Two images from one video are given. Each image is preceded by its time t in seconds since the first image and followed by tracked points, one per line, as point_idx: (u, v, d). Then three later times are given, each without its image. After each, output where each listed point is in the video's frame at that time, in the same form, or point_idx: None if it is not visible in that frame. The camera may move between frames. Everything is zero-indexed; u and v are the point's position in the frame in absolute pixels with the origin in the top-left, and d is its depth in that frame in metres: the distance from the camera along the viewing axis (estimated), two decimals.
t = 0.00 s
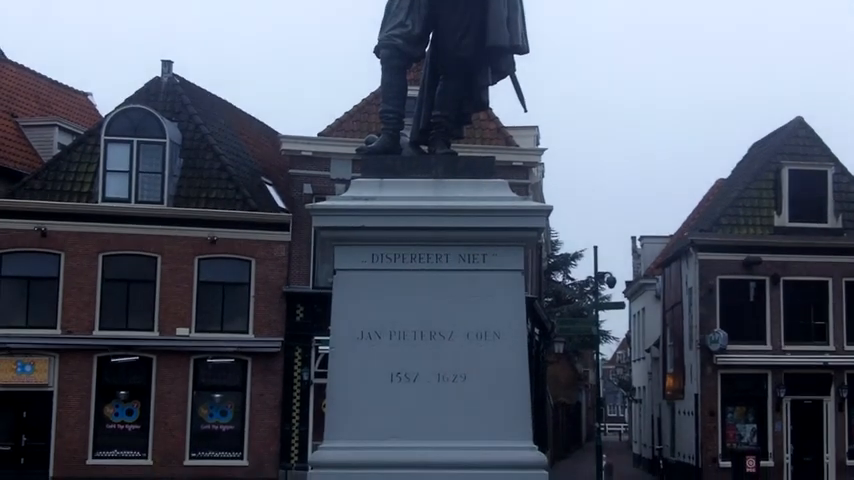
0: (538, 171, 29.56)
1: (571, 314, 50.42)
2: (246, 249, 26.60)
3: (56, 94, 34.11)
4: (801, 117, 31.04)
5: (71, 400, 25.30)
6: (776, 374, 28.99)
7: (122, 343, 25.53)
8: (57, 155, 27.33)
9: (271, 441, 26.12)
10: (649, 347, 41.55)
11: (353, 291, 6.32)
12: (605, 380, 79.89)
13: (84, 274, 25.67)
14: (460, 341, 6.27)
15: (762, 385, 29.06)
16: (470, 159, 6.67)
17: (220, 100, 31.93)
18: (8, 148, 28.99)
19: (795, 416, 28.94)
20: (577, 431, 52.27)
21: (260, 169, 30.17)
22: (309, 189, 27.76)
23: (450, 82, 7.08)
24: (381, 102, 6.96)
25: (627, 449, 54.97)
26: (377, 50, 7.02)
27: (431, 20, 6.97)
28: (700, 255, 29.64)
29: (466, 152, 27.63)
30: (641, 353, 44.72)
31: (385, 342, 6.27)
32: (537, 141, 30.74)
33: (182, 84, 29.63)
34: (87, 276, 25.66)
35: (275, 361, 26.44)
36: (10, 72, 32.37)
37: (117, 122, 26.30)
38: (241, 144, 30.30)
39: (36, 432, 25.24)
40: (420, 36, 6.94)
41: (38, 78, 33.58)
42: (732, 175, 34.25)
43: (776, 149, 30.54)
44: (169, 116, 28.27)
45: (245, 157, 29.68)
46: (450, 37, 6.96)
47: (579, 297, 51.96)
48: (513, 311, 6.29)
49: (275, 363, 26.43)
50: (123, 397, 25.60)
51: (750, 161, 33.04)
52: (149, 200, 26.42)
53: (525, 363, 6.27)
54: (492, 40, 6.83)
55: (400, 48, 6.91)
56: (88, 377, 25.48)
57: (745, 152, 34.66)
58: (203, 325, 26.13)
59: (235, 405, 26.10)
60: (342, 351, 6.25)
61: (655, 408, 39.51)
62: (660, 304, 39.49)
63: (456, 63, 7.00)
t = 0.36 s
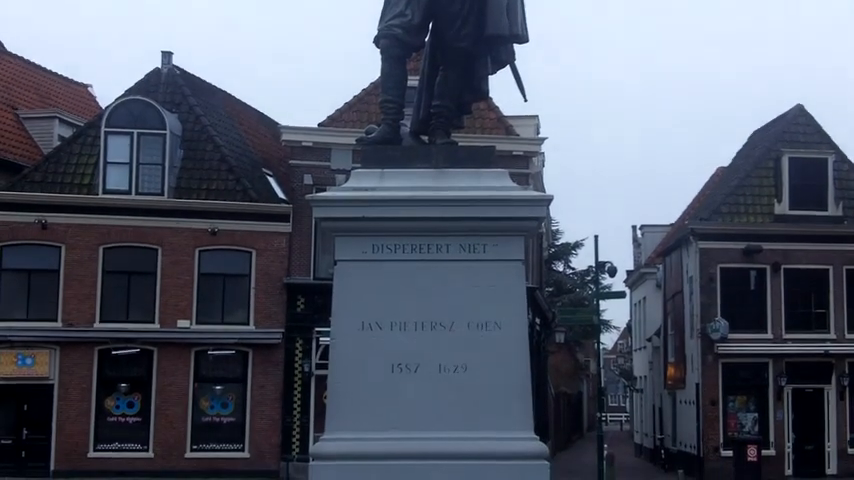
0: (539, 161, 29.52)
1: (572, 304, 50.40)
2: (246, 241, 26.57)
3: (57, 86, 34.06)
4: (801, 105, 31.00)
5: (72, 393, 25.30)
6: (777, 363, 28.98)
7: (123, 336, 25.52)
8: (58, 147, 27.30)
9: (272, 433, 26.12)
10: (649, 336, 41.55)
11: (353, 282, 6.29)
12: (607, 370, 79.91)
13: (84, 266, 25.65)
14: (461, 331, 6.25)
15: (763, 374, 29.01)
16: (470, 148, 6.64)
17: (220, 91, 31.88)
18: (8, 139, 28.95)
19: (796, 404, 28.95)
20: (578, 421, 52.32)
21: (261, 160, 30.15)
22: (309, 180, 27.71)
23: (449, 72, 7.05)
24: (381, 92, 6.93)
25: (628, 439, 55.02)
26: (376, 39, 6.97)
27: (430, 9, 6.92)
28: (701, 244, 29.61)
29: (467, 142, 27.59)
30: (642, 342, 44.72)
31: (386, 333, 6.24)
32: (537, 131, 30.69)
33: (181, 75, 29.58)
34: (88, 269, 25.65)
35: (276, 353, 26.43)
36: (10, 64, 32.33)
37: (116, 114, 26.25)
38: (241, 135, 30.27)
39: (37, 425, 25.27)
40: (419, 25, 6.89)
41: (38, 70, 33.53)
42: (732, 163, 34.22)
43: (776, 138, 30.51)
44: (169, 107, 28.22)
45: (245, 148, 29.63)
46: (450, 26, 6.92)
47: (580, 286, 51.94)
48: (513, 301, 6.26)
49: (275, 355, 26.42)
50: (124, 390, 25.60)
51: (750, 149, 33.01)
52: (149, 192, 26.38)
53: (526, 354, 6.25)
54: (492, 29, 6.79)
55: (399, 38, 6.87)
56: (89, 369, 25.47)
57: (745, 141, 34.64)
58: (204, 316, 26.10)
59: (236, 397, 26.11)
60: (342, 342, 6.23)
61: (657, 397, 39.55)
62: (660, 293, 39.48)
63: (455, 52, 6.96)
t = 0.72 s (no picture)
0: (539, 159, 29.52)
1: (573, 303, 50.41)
2: (247, 240, 26.58)
3: (57, 85, 34.10)
4: (801, 103, 31.00)
5: (73, 392, 25.31)
6: (778, 361, 28.99)
7: (124, 334, 25.52)
8: (58, 146, 27.30)
9: (274, 432, 26.11)
10: (650, 334, 41.57)
11: (354, 281, 6.31)
12: (608, 368, 79.92)
13: (85, 265, 25.67)
14: (462, 329, 6.26)
15: (764, 371, 29.03)
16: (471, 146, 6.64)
17: (220, 90, 31.88)
18: (8, 138, 28.96)
19: (797, 402, 28.93)
20: (580, 419, 52.34)
21: (261, 159, 30.16)
22: (309, 179, 27.72)
23: (448, 70, 7.06)
24: (381, 91, 6.94)
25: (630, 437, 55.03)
26: (376, 38, 6.98)
27: (430, 7, 6.93)
28: (702, 242, 29.60)
29: (467, 140, 27.61)
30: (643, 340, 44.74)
31: (387, 331, 6.26)
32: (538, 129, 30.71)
33: (181, 74, 29.58)
34: (89, 268, 25.66)
35: (278, 352, 26.41)
36: (11, 64, 32.35)
37: (116, 113, 26.26)
38: (242, 134, 30.28)
39: (38, 424, 25.31)
40: (419, 24, 6.90)
41: (38, 69, 33.53)
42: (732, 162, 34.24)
43: (776, 135, 30.52)
44: (169, 106, 28.23)
45: (245, 147, 29.64)
46: (450, 25, 6.92)
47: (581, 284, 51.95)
48: (514, 298, 6.28)
49: (277, 353, 26.40)
50: (125, 389, 25.63)
51: (750, 147, 33.03)
52: (149, 191, 26.40)
53: (527, 351, 6.26)
54: (491, 28, 6.81)
55: (398, 37, 6.87)
56: (90, 368, 25.48)
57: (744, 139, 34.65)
58: (205, 315, 26.11)
59: (238, 396, 26.10)
60: (343, 340, 6.25)
61: (658, 395, 39.57)
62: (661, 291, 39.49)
63: (454, 51, 6.97)
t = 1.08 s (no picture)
0: (540, 155, 29.49)
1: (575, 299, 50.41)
2: (249, 237, 26.57)
3: (58, 83, 34.08)
4: (802, 97, 30.96)
5: (75, 390, 25.30)
6: (780, 356, 28.94)
7: (126, 333, 25.50)
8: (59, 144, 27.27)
9: (277, 430, 26.14)
10: (652, 330, 41.54)
11: (356, 278, 6.29)
12: (610, 364, 79.91)
13: (87, 263, 25.65)
14: (463, 326, 6.24)
15: (766, 366, 28.98)
16: (471, 141, 6.62)
17: (220, 87, 31.86)
18: (9, 136, 28.94)
19: (800, 397, 28.92)
20: (582, 415, 52.36)
21: (262, 156, 30.15)
22: (310, 175, 27.70)
23: (449, 66, 7.03)
24: (381, 86, 6.91)
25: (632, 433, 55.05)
26: (376, 34, 6.95)
27: (430, 2, 6.90)
28: (704, 237, 29.57)
29: (468, 136, 27.57)
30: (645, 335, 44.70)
31: (389, 328, 6.23)
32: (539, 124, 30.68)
33: (182, 71, 29.54)
34: (90, 266, 25.64)
35: (280, 350, 26.42)
36: (12, 61, 32.33)
37: (117, 110, 26.21)
38: (243, 130, 30.26)
39: (40, 423, 25.27)
40: (419, 19, 6.87)
41: (39, 67, 33.51)
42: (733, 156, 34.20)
43: (777, 129, 30.47)
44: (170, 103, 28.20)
45: (246, 144, 29.63)
46: (451, 21, 6.90)
47: (582, 280, 51.94)
48: (514, 295, 6.25)
49: (279, 351, 26.42)
50: (127, 387, 25.63)
51: (751, 141, 32.97)
52: (150, 188, 26.38)
53: (529, 347, 6.24)
54: (492, 23, 6.77)
55: (399, 32, 6.85)
56: (92, 367, 25.46)
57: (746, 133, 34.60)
58: (207, 312, 26.10)
59: (240, 394, 26.13)
60: (345, 337, 6.23)
61: (660, 391, 39.54)
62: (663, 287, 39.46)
63: (454, 46, 6.94)
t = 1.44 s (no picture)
0: (540, 171, 29.51)
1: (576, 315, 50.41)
2: (249, 253, 26.57)
3: (59, 100, 34.15)
4: (802, 113, 31.01)
5: (75, 406, 25.26)
6: (781, 371, 28.91)
7: (126, 349, 25.49)
8: (59, 161, 27.31)
9: (276, 446, 26.12)
10: (653, 345, 41.51)
11: (356, 294, 6.29)
12: (610, 380, 79.84)
13: (87, 279, 25.65)
14: (463, 343, 6.24)
15: (767, 382, 28.98)
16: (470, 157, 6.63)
17: (221, 103, 31.91)
18: (10, 153, 28.98)
19: (800, 413, 28.89)
20: (582, 431, 52.31)
21: (262, 172, 30.19)
22: (310, 191, 27.71)
23: (449, 82, 7.05)
24: (381, 103, 6.93)
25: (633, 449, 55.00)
26: (377, 50, 6.97)
27: (430, 20, 6.92)
28: (704, 252, 29.57)
29: (468, 152, 27.61)
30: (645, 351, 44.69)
31: (389, 344, 6.24)
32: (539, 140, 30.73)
33: (182, 87, 29.58)
34: (90, 282, 25.63)
35: (280, 366, 26.42)
36: (12, 78, 32.40)
37: (117, 127, 26.18)
38: (243, 147, 30.31)
39: (40, 439, 25.25)
40: (420, 35, 6.88)
41: (40, 83, 33.58)
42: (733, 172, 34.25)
43: (776, 146, 30.53)
44: (170, 119, 28.23)
45: (247, 160, 29.67)
46: (451, 38, 6.91)
47: (582, 296, 51.95)
48: (515, 311, 6.25)
49: (279, 367, 26.41)
50: (127, 403, 25.60)
51: (751, 157, 33.01)
52: (150, 205, 26.40)
53: (529, 363, 6.24)
54: (492, 39, 6.79)
55: (399, 49, 6.87)
56: (91, 383, 25.44)
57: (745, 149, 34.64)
58: (206, 328, 26.08)
59: (240, 410, 26.09)
60: (346, 353, 6.23)
61: (660, 407, 39.49)
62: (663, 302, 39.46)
63: (455, 63, 6.96)
